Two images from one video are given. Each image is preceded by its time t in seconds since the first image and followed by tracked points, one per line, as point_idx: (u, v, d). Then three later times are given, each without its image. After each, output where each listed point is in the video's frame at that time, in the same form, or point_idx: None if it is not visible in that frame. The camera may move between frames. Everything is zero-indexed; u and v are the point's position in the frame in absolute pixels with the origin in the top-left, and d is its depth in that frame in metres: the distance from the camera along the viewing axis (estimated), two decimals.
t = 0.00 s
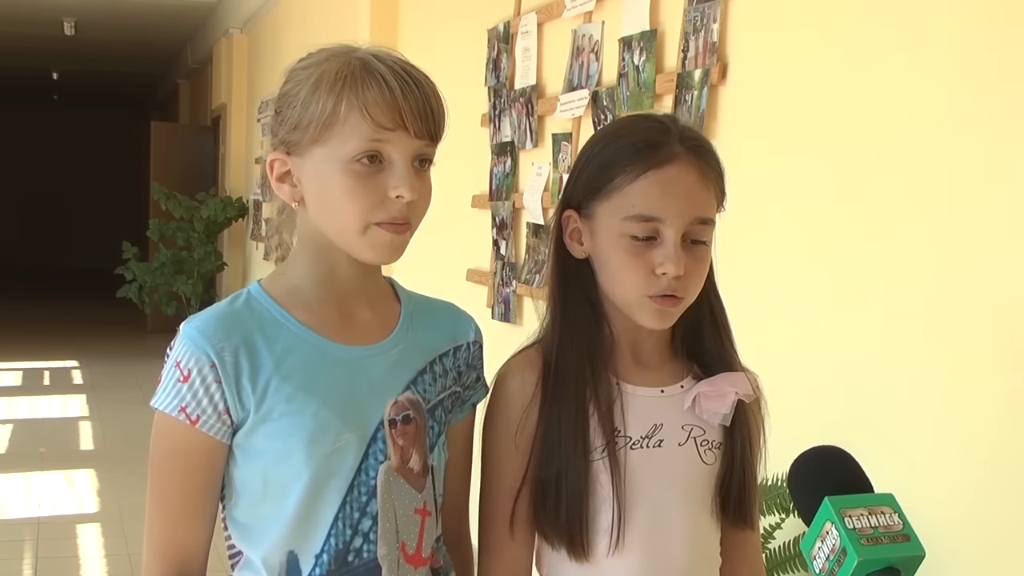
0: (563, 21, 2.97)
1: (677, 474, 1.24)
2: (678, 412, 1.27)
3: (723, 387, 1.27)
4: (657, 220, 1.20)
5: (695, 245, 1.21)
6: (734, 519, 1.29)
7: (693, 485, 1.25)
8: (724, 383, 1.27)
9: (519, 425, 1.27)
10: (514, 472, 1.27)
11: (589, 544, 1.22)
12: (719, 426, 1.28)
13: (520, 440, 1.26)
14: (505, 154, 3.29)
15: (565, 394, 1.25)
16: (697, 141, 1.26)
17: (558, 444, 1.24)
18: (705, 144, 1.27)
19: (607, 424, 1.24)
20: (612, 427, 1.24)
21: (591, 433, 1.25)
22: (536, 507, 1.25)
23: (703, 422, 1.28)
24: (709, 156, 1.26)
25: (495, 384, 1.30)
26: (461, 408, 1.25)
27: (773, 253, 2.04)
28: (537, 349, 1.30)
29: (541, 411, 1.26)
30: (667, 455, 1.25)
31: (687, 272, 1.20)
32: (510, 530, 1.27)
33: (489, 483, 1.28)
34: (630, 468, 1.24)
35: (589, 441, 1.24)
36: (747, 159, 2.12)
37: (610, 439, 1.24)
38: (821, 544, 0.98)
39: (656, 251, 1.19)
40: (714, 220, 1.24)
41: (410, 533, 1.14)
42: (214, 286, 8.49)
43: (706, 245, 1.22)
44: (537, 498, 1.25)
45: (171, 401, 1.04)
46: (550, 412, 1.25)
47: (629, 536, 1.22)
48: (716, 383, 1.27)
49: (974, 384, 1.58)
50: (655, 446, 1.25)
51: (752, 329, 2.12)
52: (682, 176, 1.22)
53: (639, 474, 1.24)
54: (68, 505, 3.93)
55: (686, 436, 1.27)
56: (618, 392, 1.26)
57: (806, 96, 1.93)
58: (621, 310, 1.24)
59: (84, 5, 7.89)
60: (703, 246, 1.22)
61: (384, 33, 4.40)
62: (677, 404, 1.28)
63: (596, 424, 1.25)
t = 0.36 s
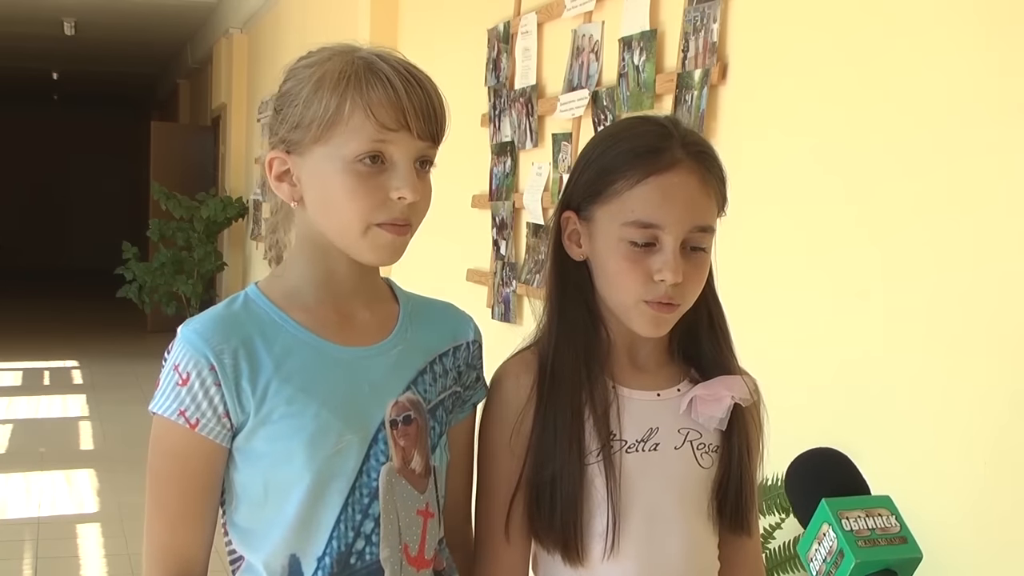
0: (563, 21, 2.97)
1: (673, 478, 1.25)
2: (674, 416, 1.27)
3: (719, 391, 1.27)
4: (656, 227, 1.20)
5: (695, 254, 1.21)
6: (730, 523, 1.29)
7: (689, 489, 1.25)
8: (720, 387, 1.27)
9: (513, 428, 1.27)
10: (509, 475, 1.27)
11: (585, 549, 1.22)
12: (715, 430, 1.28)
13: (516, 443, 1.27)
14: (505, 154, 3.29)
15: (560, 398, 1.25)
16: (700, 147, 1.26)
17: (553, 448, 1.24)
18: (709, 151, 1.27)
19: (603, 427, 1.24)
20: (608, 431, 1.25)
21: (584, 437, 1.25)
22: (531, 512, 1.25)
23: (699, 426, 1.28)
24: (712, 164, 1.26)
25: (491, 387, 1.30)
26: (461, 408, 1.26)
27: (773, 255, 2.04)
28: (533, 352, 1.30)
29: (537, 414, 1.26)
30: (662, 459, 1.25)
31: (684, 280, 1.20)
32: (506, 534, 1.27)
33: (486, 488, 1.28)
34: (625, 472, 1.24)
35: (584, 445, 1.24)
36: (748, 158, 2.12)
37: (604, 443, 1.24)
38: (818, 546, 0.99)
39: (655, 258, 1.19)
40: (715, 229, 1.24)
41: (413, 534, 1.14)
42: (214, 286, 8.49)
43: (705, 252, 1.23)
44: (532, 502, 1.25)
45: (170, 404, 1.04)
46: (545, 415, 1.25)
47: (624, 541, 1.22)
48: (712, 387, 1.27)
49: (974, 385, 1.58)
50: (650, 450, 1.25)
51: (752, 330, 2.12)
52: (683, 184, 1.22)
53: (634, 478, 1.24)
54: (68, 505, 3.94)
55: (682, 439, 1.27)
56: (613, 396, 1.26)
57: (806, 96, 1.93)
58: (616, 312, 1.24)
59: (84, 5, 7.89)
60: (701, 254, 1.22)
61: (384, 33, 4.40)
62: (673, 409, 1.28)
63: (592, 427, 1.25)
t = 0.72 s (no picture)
0: (563, 21, 2.97)
1: (672, 478, 1.25)
2: (674, 415, 1.27)
3: (719, 390, 1.26)
4: (654, 208, 1.20)
5: (691, 237, 1.21)
6: (728, 521, 1.28)
7: (687, 489, 1.25)
8: (720, 386, 1.27)
9: (517, 428, 1.27)
10: (512, 474, 1.27)
11: (585, 548, 1.22)
12: (715, 430, 1.28)
13: (518, 441, 1.27)
14: (505, 154, 3.29)
15: (563, 397, 1.25)
16: (688, 134, 1.27)
17: (556, 447, 1.24)
18: (697, 136, 1.28)
19: (604, 428, 1.24)
20: (609, 431, 1.24)
21: (586, 435, 1.24)
22: (532, 511, 1.25)
23: (699, 425, 1.28)
24: (701, 148, 1.27)
25: (492, 386, 1.30)
26: (461, 408, 1.25)
27: (773, 255, 2.04)
28: (536, 349, 1.30)
29: (538, 415, 1.26)
30: (662, 459, 1.25)
31: (686, 260, 1.20)
32: (507, 534, 1.27)
33: (488, 488, 1.28)
34: (626, 472, 1.23)
35: (585, 445, 1.24)
36: (748, 158, 2.12)
37: (606, 443, 1.24)
38: (817, 544, 0.99)
39: (655, 241, 1.19)
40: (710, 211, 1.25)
41: (413, 534, 1.14)
42: (214, 286, 8.49)
43: (702, 237, 1.23)
44: (534, 501, 1.25)
45: (170, 405, 1.04)
46: (547, 415, 1.25)
47: (625, 541, 1.21)
48: (712, 387, 1.27)
49: (974, 386, 1.58)
50: (650, 450, 1.25)
51: (752, 330, 2.12)
52: (676, 165, 1.23)
53: (635, 477, 1.23)
54: (68, 505, 3.94)
55: (681, 440, 1.26)
56: (615, 395, 1.26)
57: (806, 97, 1.93)
58: (617, 301, 1.24)
59: (84, 5, 7.89)
60: (700, 236, 1.22)
61: (384, 32, 4.40)
62: (673, 408, 1.28)
63: (593, 426, 1.25)
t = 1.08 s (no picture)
0: (563, 21, 2.97)
1: (675, 467, 1.25)
2: (678, 402, 1.27)
3: (723, 374, 1.27)
4: (655, 215, 1.20)
5: (691, 242, 1.22)
6: (730, 512, 1.28)
7: (689, 477, 1.25)
8: (724, 370, 1.28)
9: (520, 419, 1.27)
10: (514, 466, 1.27)
11: (588, 538, 1.22)
12: (720, 414, 1.28)
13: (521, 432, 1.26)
14: (505, 154, 3.29)
15: (565, 388, 1.24)
16: (690, 138, 1.26)
17: (559, 438, 1.23)
18: (701, 142, 1.27)
19: (607, 416, 1.24)
20: (613, 418, 1.24)
21: (590, 425, 1.24)
22: (534, 503, 1.25)
23: (704, 410, 1.28)
24: (704, 154, 1.27)
25: (494, 380, 1.30)
26: (458, 405, 1.25)
27: (773, 252, 2.04)
28: (537, 340, 1.30)
29: (541, 405, 1.25)
30: (665, 446, 1.25)
31: (685, 264, 1.20)
32: (509, 522, 1.27)
33: (491, 479, 1.28)
34: (629, 459, 1.24)
35: (587, 433, 1.24)
36: (748, 159, 2.12)
37: (610, 428, 1.24)
38: (818, 540, 0.99)
39: (654, 245, 1.20)
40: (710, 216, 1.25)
41: (412, 530, 1.14)
42: (214, 287, 8.49)
43: (702, 241, 1.23)
44: (536, 492, 1.24)
45: (171, 402, 1.04)
46: (549, 406, 1.25)
47: (626, 531, 1.22)
48: (716, 371, 1.28)
49: (973, 386, 1.58)
50: (653, 437, 1.25)
51: (752, 328, 2.12)
52: (678, 172, 1.22)
53: (638, 465, 1.24)
54: (68, 505, 3.95)
55: (683, 427, 1.27)
56: (621, 383, 1.26)
57: (807, 96, 1.93)
58: (618, 307, 1.24)
59: (84, 5, 7.89)
60: (699, 241, 1.23)
61: (384, 33, 4.40)
62: (678, 393, 1.28)
63: (597, 415, 1.24)
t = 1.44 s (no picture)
0: (563, 21, 2.97)
1: (682, 466, 1.25)
2: (684, 400, 1.28)
3: (727, 372, 1.27)
4: (657, 219, 1.20)
5: (695, 245, 1.22)
6: (734, 510, 1.29)
7: (695, 475, 1.25)
8: (728, 369, 1.28)
9: (525, 416, 1.27)
10: (518, 464, 1.27)
11: (593, 536, 1.22)
12: (724, 411, 1.28)
13: (526, 431, 1.26)
14: (505, 154, 3.28)
15: (569, 387, 1.24)
16: (695, 142, 1.26)
17: (564, 436, 1.23)
18: (704, 146, 1.27)
19: (611, 413, 1.24)
20: (618, 417, 1.24)
21: (594, 423, 1.24)
22: (540, 500, 1.25)
23: (708, 408, 1.28)
24: (708, 157, 1.27)
25: (500, 378, 1.30)
26: (453, 404, 1.25)
27: (773, 251, 2.04)
28: (542, 339, 1.30)
29: (546, 404, 1.25)
30: (670, 444, 1.25)
31: (687, 268, 1.20)
32: (513, 521, 1.27)
33: (495, 476, 1.28)
34: (634, 457, 1.24)
35: (592, 431, 1.24)
36: (748, 159, 2.11)
37: (614, 427, 1.24)
38: (819, 538, 0.98)
39: (656, 249, 1.20)
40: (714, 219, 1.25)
41: (407, 528, 1.14)
42: (214, 287, 8.49)
43: (706, 243, 1.23)
44: (541, 490, 1.24)
45: (172, 400, 1.04)
46: (554, 404, 1.25)
47: (632, 527, 1.22)
48: (721, 370, 1.28)
49: (973, 386, 1.58)
50: (658, 435, 1.25)
51: (752, 328, 2.12)
52: (682, 175, 1.22)
53: (645, 462, 1.24)
54: (68, 504, 3.95)
55: (689, 424, 1.27)
56: (626, 381, 1.26)
57: (807, 96, 1.93)
58: (622, 307, 1.24)
59: (84, 5, 7.89)
60: (702, 243, 1.23)
61: (385, 32, 4.40)
62: (683, 392, 1.28)
63: (601, 414, 1.24)
